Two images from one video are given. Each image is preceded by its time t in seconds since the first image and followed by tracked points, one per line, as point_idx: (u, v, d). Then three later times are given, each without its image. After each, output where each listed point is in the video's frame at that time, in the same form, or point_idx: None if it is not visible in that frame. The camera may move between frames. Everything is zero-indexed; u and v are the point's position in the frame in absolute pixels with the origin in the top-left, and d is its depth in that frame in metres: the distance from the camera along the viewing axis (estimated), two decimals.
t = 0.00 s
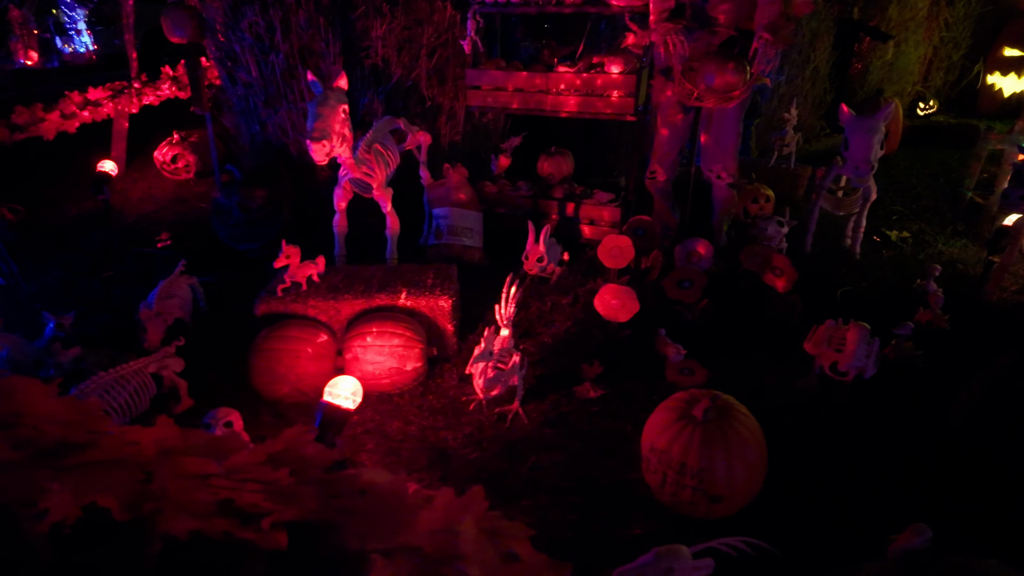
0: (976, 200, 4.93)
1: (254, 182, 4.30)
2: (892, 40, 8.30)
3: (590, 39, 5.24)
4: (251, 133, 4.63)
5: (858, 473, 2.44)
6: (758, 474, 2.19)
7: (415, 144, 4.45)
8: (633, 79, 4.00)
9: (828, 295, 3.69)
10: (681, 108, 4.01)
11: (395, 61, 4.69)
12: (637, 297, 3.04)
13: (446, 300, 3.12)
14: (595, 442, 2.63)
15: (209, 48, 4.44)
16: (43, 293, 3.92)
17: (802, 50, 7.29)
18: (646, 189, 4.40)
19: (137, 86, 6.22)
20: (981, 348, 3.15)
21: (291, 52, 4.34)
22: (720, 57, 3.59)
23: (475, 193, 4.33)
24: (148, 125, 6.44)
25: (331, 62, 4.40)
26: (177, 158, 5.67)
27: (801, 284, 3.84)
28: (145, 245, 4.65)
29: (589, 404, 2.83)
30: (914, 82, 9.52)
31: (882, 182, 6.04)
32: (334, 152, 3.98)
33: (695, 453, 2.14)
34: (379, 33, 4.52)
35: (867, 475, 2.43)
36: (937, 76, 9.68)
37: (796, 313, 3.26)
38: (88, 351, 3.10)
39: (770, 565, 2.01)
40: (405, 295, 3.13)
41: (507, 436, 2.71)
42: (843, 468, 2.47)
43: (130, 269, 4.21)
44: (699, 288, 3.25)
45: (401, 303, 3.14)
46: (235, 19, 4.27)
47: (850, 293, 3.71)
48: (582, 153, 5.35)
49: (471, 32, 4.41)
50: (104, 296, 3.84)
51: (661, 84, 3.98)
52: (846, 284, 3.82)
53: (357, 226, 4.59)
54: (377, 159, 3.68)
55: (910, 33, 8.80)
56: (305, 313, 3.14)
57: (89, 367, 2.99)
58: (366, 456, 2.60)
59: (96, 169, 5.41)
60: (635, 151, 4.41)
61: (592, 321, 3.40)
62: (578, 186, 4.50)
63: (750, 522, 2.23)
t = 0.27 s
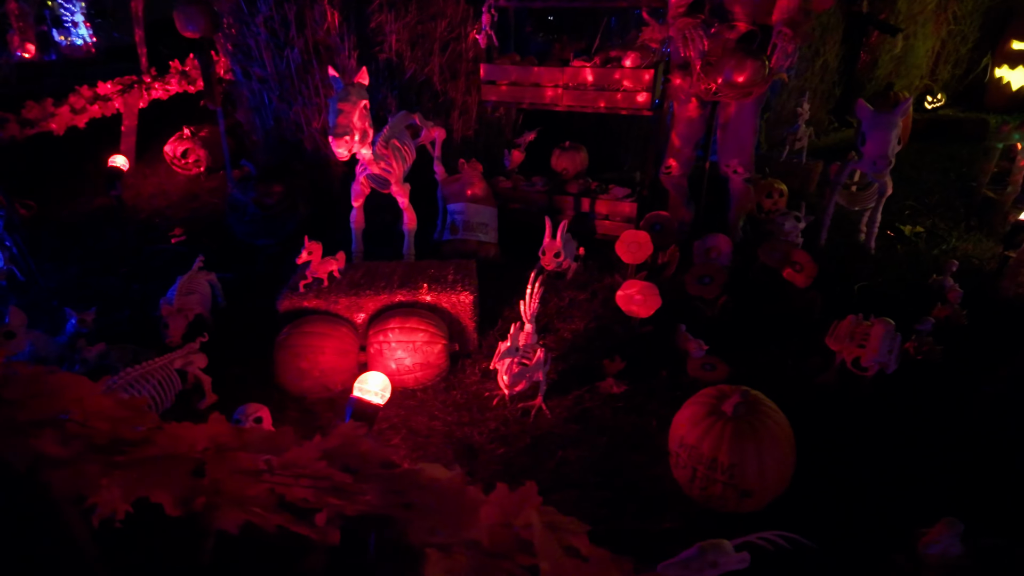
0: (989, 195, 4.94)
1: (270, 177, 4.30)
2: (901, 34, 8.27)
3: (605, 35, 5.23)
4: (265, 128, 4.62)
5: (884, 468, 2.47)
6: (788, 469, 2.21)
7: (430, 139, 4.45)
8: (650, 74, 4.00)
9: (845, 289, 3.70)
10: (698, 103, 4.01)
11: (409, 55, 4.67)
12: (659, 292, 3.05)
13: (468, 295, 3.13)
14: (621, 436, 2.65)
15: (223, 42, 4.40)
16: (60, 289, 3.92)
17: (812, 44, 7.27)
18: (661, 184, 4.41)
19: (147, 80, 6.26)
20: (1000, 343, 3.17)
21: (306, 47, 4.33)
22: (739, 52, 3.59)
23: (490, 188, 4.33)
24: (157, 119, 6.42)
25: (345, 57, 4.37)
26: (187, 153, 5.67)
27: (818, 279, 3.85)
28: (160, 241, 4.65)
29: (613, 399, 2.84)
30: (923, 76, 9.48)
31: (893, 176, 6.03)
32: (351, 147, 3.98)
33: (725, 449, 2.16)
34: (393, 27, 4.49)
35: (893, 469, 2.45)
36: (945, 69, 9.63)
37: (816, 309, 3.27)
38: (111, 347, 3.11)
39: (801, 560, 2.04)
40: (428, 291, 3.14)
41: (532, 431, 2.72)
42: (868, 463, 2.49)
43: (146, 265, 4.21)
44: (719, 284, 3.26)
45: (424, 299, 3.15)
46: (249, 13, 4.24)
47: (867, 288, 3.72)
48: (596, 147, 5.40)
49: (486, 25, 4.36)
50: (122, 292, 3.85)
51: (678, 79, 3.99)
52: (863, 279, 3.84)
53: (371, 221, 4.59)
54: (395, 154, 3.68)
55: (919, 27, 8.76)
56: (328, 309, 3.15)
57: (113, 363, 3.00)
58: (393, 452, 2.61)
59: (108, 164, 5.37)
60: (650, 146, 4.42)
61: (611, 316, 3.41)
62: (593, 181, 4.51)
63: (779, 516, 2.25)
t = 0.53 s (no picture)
0: (997, 192, 4.95)
1: (280, 175, 4.28)
2: (905, 29, 8.24)
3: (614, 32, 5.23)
4: (275, 125, 4.61)
5: (903, 465, 2.48)
6: (811, 468, 2.22)
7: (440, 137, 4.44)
8: (662, 72, 4.01)
9: (859, 286, 3.71)
10: (710, 100, 4.02)
11: (418, 52, 4.63)
12: (676, 291, 3.05)
13: (485, 294, 3.13)
14: (640, 435, 2.66)
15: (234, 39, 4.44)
16: (72, 288, 3.91)
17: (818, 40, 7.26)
18: (672, 181, 4.41)
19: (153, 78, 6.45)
20: (1014, 340, 3.19)
21: (317, 44, 4.30)
22: (753, 50, 3.58)
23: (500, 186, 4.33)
24: (161, 116, 6.38)
25: (355, 54, 4.33)
26: (194, 151, 5.64)
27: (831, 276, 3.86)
28: (169, 240, 4.64)
29: (631, 398, 2.85)
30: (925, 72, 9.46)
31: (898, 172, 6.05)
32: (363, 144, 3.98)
33: (749, 447, 2.17)
34: (402, 24, 4.44)
35: (912, 467, 2.47)
36: (948, 65, 9.64)
37: (830, 307, 3.29)
38: (128, 346, 3.10)
39: (824, 559, 2.06)
40: (444, 290, 3.14)
41: (551, 430, 2.73)
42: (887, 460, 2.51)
43: (157, 264, 4.20)
44: (734, 282, 3.27)
45: (440, 298, 3.15)
46: (260, 10, 4.24)
47: (880, 285, 3.74)
48: (604, 145, 5.39)
49: (496, 23, 4.36)
50: (134, 291, 3.84)
51: (691, 76, 3.99)
52: (875, 276, 3.85)
53: (381, 219, 4.58)
54: (408, 152, 3.68)
55: (923, 22, 8.73)
56: (344, 308, 3.16)
57: (130, 363, 2.98)
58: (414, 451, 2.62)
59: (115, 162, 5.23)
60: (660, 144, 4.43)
61: (625, 317, 3.44)
62: (603, 178, 4.51)
63: (802, 515, 2.26)
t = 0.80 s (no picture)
0: (1003, 189, 4.97)
1: (288, 173, 4.26)
2: (907, 26, 8.23)
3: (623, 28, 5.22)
4: (281, 122, 4.60)
5: (921, 461, 2.50)
6: (832, 465, 2.23)
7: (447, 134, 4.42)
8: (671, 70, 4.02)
9: (868, 282, 3.73)
10: (718, 96, 4.05)
11: (426, 49, 4.56)
12: (691, 288, 3.05)
13: (498, 292, 3.13)
14: (656, 432, 2.66)
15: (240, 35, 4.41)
16: (79, 287, 3.88)
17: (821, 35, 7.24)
18: (681, 177, 4.41)
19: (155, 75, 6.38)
20: None
21: (324, 41, 4.25)
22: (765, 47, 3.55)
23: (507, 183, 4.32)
24: (162, 113, 6.33)
25: (363, 51, 4.28)
26: (196, 148, 5.61)
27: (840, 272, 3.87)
28: (174, 237, 4.61)
29: (646, 395, 2.85)
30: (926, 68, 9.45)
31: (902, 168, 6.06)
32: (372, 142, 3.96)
33: (771, 445, 2.18)
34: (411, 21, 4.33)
35: (929, 463, 2.49)
36: (948, 61, 9.62)
37: (842, 304, 3.30)
38: (140, 346, 3.08)
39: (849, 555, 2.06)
40: (457, 288, 3.12)
41: (567, 427, 2.73)
42: (904, 456, 2.52)
43: (163, 261, 4.18)
44: (747, 279, 3.27)
45: (452, 295, 3.14)
46: (265, 6, 4.19)
47: (890, 280, 3.75)
48: (610, 142, 5.39)
49: (505, 20, 4.38)
50: (141, 289, 3.81)
51: (700, 73, 4.00)
52: (884, 272, 3.87)
53: (388, 216, 4.57)
54: (418, 150, 3.66)
55: (924, 19, 8.71)
56: (357, 305, 3.15)
57: (142, 363, 2.96)
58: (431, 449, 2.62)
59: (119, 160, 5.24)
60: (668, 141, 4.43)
61: (637, 314, 3.45)
62: (611, 175, 4.51)
63: (822, 511, 2.27)
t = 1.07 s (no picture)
0: (1011, 186, 4.95)
1: (295, 171, 4.21)
2: (910, 23, 8.20)
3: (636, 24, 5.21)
4: (288, 120, 4.57)
5: (943, 461, 2.48)
6: (856, 466, 2.21)
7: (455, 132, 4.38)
8: (683, 65, 4.06)
9: (881, 280, 3.71)
10: (728, 93, 3.99)
11: (433, 46, 4.52)
12: (706, 288, 3.02)
13: (512, 292, 3.08)
14: (675, 433, 2.63)
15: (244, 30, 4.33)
16: (84, 287, 3.83)
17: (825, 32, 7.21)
18: (690, 175, 4.38)
19: (157, 71, 6.28)
20: None
21: (331, 37, 4.19)
22: (777, 43, 3.50)
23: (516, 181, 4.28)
24: (162, 111, 6.27)
25: (370, 48, 4.23)
26: (200, 147, 5.56)
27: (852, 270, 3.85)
28: (179, 236, 4.56)
29: (663, 395, 2.83)
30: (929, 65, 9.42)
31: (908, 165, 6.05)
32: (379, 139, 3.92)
33: (795, 446, 2.16)
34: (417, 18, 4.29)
35: (951, 463, 2.47)
36: (949, 58, 9.57)
37: (856, 302, 3.27)
38: (149, 346, 3.04)
39: (875, 557, 2.04)
40: (471, 287, 3.09)
41: (584, 429, 2.69)
42: (925, 456, 2.50)
43: (169, 261, 4.13)
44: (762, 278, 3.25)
45: (466, 295, 3.10)
46: (271, 2, 4.12)
47: (902, 278, 3.73)
48: (617, 140, 5.37)
49: (513, 16, 4.35)
50: (147, 289, 3.77)
51: (711, 69, 3.95)
52: (896, 270, 3.85)
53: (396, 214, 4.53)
54: (427, 147, 3.62)
55: (928, 16, 8.68)
56: (369, 305, 3.11)
57: (151, 364, 2.92)
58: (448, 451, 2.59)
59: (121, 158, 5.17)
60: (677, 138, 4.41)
61: (650, 313, 3.43)
62: (619, 173, 4.48)
63: (845, 512, 2.25)
